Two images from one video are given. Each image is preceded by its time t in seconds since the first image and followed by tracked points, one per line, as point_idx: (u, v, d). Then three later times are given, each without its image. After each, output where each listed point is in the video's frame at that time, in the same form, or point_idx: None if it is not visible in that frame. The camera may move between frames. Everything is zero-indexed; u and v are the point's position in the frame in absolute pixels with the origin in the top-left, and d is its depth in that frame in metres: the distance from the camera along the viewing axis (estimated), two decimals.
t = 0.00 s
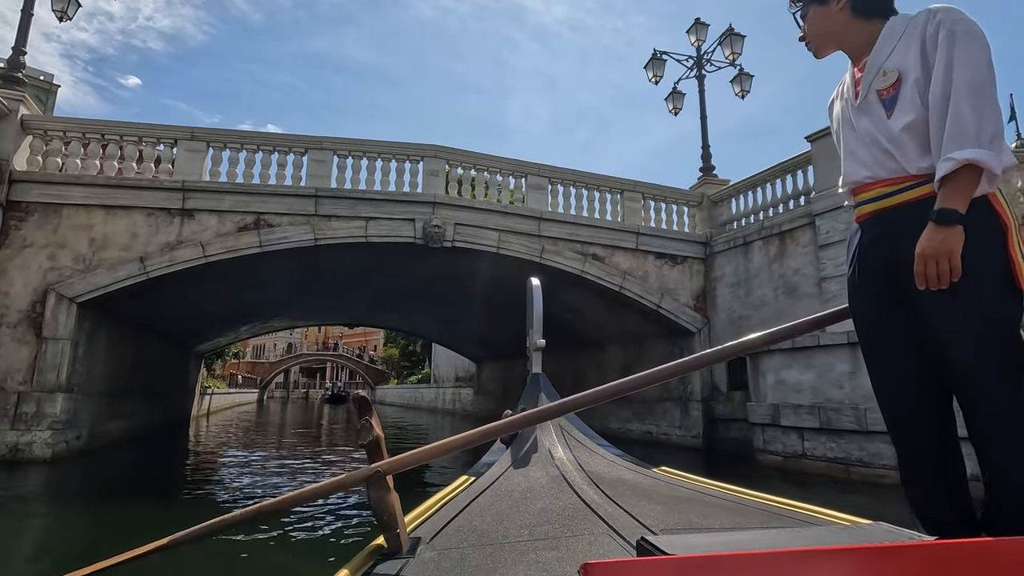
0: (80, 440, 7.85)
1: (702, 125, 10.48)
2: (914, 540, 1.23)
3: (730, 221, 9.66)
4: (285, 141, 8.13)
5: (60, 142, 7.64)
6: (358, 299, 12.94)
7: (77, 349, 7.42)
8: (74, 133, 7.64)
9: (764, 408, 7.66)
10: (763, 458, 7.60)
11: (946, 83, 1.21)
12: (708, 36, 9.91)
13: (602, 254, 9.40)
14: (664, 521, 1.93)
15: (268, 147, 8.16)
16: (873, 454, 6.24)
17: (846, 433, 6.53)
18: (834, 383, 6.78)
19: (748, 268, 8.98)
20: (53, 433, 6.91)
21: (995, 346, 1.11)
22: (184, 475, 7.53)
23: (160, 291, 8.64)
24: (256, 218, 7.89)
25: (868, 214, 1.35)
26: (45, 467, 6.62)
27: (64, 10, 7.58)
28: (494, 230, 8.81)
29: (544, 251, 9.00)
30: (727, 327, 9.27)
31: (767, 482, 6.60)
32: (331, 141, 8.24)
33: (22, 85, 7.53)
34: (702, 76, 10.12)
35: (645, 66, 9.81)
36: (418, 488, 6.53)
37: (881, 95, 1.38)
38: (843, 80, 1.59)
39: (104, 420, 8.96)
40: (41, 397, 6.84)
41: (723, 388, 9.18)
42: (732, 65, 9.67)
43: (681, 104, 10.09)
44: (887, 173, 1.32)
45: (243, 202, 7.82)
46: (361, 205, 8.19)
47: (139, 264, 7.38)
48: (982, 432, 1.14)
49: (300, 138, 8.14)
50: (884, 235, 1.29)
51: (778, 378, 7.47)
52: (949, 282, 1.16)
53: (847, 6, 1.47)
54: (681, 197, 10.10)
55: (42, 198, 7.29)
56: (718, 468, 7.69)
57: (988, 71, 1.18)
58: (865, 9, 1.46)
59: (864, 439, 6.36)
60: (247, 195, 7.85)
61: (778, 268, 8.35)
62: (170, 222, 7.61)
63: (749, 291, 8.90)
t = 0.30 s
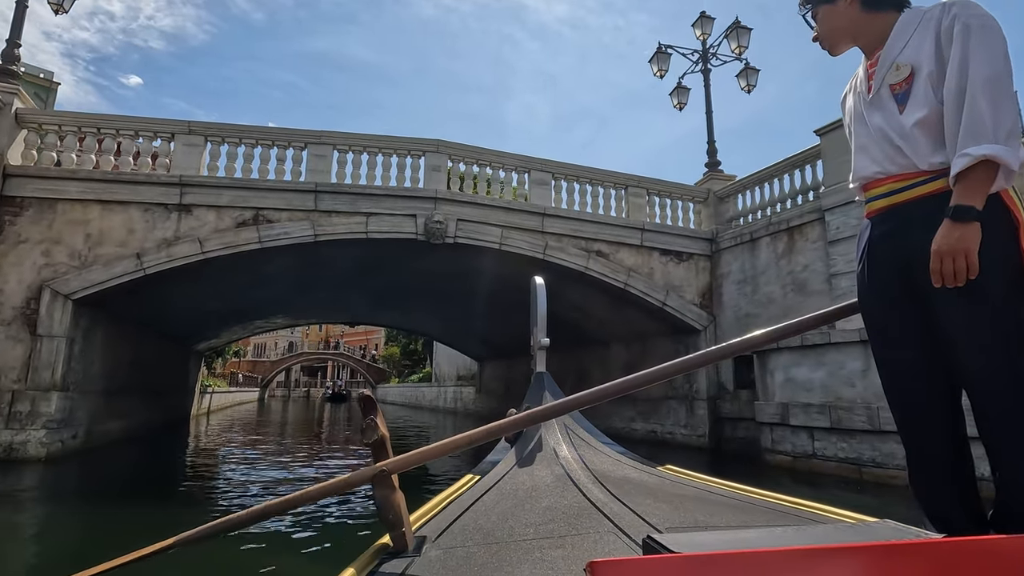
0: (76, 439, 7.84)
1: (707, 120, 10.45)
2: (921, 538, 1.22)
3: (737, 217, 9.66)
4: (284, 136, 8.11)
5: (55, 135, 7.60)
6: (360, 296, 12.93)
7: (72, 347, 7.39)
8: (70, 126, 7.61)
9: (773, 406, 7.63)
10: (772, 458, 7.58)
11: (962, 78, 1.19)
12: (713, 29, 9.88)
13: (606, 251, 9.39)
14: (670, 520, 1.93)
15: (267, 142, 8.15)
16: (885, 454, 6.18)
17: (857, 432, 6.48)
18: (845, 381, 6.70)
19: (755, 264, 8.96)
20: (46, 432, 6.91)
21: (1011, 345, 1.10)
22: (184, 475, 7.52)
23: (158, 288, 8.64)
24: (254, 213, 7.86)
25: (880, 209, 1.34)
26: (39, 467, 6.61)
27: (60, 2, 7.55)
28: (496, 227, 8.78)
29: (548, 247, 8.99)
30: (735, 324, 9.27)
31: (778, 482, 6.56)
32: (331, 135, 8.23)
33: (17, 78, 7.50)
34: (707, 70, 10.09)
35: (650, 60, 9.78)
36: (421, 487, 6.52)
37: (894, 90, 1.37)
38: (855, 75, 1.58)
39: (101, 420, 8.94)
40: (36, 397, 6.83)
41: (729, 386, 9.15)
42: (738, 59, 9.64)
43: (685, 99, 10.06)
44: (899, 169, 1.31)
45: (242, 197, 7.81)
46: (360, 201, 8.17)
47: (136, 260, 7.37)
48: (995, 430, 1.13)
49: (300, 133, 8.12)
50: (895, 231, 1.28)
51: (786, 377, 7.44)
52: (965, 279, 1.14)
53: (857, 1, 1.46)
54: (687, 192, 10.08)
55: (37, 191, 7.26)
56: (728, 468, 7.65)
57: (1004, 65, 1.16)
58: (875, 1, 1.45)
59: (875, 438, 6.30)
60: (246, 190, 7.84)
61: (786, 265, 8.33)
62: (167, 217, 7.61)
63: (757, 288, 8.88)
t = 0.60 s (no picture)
0: (70, 439, 7.85)
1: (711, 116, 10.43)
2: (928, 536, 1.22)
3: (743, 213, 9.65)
4: (282, 130, 8.11)
5: (48, 129, 7.57)
6: (360, 294, 12.92)
7: (65, 345, 7.37)
8: (64, 120, 7.58)
9: (780, 405, 7.58)
10: (782, 458, 7.54)
11: (968, 70, 1.19)
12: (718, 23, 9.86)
13: (609, 247, 9.38)
14: (674, 518, 1.92)
15: (265, 136, 8.12)
16: (899, 454, 6.13)
17: (869, 432, 6.43)
18: (854, 380, 6.64)
19: (761, 261, 8.93)
20: (39, 431, 6.91)
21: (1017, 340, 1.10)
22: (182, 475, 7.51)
23: (155, 284, 8.63)
24: (252, 208, 7.85)
25: (887, 205, 1.33)
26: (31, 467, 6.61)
27: None
28: (498, 223, 8.77)
29: (550, 244, 8.98)
30: (739, 321, 9.26)
31: (789, 484, 6.51)
32: (330, 130, 8.23)
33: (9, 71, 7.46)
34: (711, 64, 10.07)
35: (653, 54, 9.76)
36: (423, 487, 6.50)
37: (901, 83, 1.36)
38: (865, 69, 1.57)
39: (95, 419, 8.93)
40: (29, 395, 6.81)
41: (735, 385, 9.13)
42: (743, 53, 9.62)
43: (689, 94, 10.05)
44: (905, 163, 1.31)
45: (239, 192, 7.78)
46: (360, 196, 8.16)
47: (130, 256, 7.35)
48: (1000, 426, 1.13)
49: (299, 127, 8.12)
50: (898, 227, 1.29)
51: (794, 375, 7.40)
52: (966, 274, 1.14)
53: None
54: (691, 189, 10.08)
55: (31, 186, 7.23)
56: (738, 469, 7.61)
57: (1012, 57, 1.16)
58: None
59: (887, 438, 6.26)
60: (242, 185, 7.82)
61: (793, 263, 8.30)
62: (163, 212, 7.58)
63: (762, 286, 8.86)
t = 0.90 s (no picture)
0: (63, 438, 7.85)
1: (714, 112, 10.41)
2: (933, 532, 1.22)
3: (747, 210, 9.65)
4: (280, 124, 8.08)
5: (40, 122, 7.52)
6: (360, 292, 12.91)
7: (57, 343, 7.35)
8: (56, 113, 7.53)
9: (787, 405, 7.57)
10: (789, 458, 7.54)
11: (974, 64, 1.19)
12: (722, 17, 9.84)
13: (612, 244, 9.38)
14: (678, 516, 1.93)
15: (261, 130, 8.08)
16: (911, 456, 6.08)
17: (878, 433, 6.41)
18: (863, 379, 6.62)
19: (766, 258, 8.92)
20: (31, 431, 6.91)
21: None
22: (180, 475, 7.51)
23: (151, 281, 8.61)
24: (248, 204, 7.81)
25: (891, 200, 1.34)
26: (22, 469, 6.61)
27: None
28: (498, 219, 8.78)
29: (552, 240, 8.99)
30: (743, 319, 9.26)
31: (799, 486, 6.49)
32: (328, 125, 8.21)
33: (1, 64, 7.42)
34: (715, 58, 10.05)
35: (656, 48, 9.75)
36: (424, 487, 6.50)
37: (908, 76, 1.36)
38: (872, 63, 1.57)
39: (89, 419, 8.91)
40: (20, 394, 6.80)
41: (739, 384, 9.12)
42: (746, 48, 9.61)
43: (692, 90, 10.04)
44: (910, 159, 1.32)
45: (235, 187, 7.74)
46: (358, 192, 8.14)
47: (124, 252, 7.32)
48: (1007, 422, 1.13)
49: (296, 122, 8.11)
50: (904, 222, 1.30)
51: (801, 373, 7.38)
52: (970, 269, 1.15)
53: None
54: (695, 185, 10.08)
55: (22, 180, 7.19)
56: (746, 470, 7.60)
57: (1020, 51, 1.16)
58: None
59: (897, 438, 6.23)
60: (239, 180, 7.77)
61: (799, 259, 8.29)
62: (157, 208, 7.54)
63: (768, 283, 8.85)
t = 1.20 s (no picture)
0: (54, 438, 7.85)
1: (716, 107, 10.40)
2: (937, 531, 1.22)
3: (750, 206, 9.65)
4: (277, 119, 8.07)
5: (31, 116, 7.46)
6: (359, 290, 12.90)
7: (49, 341, 7.30)
8: (47, 106, 7.47)
9: (794, 405, 7.56)
10: (797, 458, 7.56)
11: (986, 59, 1.18)
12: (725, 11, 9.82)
13: (614, 241, 9.38)
14: (681, 514, 1.93)
15: (257, 124, 8.08)
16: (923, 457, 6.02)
17: (889, 433, 6.40)
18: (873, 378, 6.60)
19: (771, 255, 8.92)
20: (21, 431, 6.90)
21: None
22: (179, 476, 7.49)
23: (146, 277, 8.59)
24: (244, 199, 7.80)
25: (900, 196, 1.34)
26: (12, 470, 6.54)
27: None
28: (498, 215, 8.76)
29: (553, 237, 8.98)
30: (747, 316, 9.27)
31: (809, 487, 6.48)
32: (326, 119, 8.18)
33: None
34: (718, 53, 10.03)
35: (659, 42, 9.73)
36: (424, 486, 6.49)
37: (917, 72, 1.36)
38: (877, 58, 1.57)
39: (81, 418, 8.87)
40: (9, 394, 6.71)
41: (743, 383, 9.10)
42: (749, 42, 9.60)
43: (695, 85, 10.03)
44: (918, 155, 1.32)
45: (231, 182, 7.73)
46: (356, 187, 8.13)
47: (117, 248, 7.28)
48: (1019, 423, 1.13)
49: (293, 116, 8.09)
50: (912, 219, 1.30)
51: (807, 372, 7.37)
52: (983, 267, 1.15)
53: None
54: (698, 180, 10.07)
55: (13, 175, 7.13)
56: (751, 470, 7.61)
57: None
58: None
59: (908, 439, 6.23)
60: (235, 175, 7.76)
61: (805, 256, 8.28)
62: (151, 203, 7.50)
63: (773, 280, 8.84)
